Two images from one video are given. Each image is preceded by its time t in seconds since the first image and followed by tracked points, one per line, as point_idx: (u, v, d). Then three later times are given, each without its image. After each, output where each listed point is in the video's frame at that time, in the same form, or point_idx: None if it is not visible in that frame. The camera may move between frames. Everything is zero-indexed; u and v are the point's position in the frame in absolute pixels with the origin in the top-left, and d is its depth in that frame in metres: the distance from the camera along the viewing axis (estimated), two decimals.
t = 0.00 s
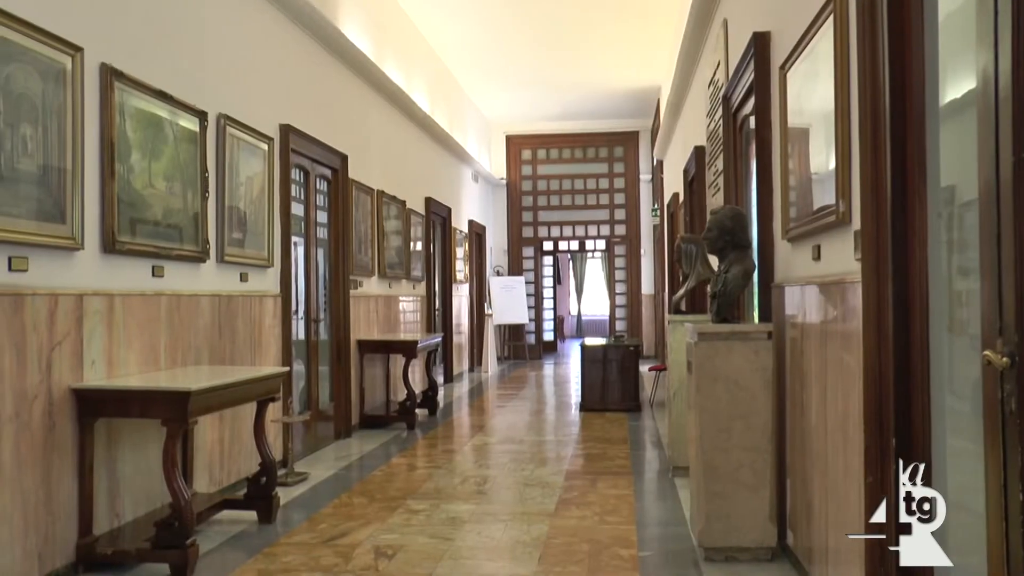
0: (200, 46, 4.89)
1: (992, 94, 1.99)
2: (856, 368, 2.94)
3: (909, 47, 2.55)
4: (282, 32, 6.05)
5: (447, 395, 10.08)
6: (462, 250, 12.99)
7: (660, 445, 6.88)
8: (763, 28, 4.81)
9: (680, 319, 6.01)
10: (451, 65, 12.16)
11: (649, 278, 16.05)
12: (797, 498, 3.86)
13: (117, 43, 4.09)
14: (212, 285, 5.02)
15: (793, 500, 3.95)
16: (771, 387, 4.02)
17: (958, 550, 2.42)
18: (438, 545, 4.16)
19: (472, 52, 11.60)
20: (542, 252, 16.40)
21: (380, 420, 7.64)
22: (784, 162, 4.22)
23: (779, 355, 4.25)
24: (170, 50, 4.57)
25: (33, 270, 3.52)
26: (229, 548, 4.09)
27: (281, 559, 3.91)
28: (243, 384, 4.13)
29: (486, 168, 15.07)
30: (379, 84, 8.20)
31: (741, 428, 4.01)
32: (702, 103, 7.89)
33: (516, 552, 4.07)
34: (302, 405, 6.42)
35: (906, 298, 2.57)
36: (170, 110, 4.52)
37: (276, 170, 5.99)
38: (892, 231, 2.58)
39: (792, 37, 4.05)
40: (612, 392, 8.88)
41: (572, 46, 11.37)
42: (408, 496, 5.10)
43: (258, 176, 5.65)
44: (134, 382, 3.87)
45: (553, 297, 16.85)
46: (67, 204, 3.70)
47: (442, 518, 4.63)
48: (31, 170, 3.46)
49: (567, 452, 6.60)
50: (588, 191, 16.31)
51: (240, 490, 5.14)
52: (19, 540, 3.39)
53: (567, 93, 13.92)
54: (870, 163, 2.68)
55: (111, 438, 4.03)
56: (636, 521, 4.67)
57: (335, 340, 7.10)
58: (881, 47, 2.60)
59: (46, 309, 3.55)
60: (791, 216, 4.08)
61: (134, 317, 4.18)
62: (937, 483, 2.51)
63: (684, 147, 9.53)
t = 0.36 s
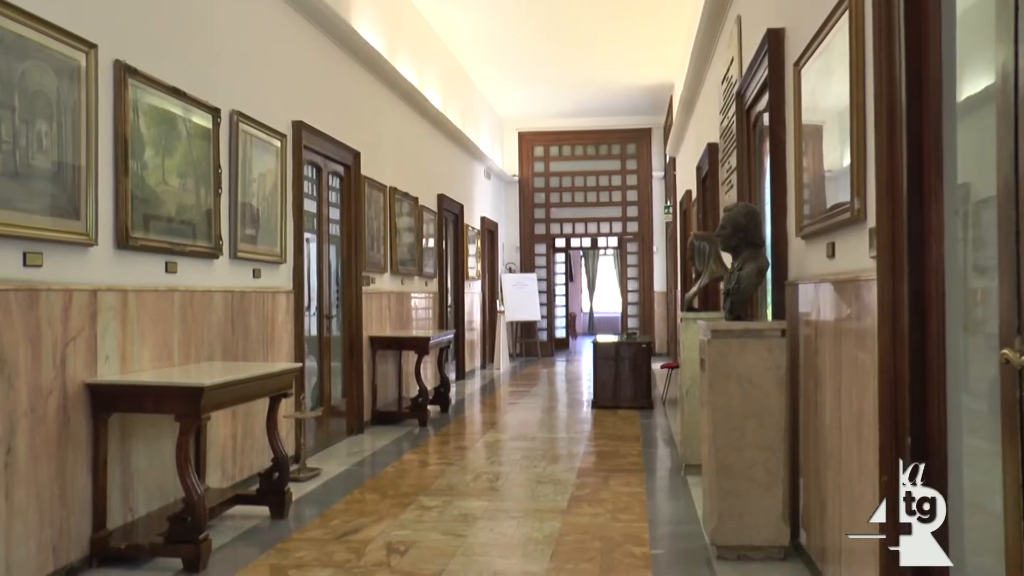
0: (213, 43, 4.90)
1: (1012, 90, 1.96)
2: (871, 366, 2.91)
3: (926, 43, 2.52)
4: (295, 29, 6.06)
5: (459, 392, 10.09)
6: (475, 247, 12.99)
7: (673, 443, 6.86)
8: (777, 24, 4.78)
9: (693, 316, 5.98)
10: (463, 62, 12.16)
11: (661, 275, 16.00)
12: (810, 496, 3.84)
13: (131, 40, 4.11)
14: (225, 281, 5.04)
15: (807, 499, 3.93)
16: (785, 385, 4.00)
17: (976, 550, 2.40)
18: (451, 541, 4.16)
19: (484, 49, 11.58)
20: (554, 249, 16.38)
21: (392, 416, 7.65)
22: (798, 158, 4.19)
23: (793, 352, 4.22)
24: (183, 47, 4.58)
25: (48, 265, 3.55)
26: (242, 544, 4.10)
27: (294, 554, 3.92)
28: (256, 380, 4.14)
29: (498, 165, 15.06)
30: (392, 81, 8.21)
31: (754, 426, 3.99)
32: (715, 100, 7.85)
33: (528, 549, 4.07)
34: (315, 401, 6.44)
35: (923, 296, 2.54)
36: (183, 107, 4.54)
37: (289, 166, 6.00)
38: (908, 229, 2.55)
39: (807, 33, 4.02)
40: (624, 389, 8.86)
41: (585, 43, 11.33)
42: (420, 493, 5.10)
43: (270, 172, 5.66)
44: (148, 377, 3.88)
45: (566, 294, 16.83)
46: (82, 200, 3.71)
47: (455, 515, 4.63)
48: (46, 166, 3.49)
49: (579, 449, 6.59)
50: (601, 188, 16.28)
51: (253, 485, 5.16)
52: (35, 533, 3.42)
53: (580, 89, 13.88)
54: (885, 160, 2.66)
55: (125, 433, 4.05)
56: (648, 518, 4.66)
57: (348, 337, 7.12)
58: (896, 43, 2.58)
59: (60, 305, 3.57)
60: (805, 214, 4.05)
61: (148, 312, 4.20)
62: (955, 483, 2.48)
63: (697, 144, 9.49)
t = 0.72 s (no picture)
0: (238, 44, 4.94)
1: None
2: (899, 364, 2.86)
3: (957, 34, 2.47)
4: (319, 29, 6.09)
5: (483, 390, 10.09)
6: (499, 245, 12.99)
7: (697, 442, 6.81)
8: (803, 19, 4.72)
9: (719, 314, 5.93)
10: (486, 60, 12.16)
11: (686, 273, 15.90)
12: (838, 496, 3.79)
13: (157, 41, 4.15)
14: (251, 279, 5.08)
15: (834, 498, 3.88)
16: (811, 383, 3.95)
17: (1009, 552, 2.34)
18: (475, 539, 4.16)
19: (507, 47, 11.57)
20: (578, 247, 16.34)
21: (417, 414, 7.67)
22: (824, 155, 4.13)
23: (819, 350, 4.17)
24: (209, 47, 4.62)
25: (76, 264, 3.59)
26: (268, 540, 4.13)
27: (319, 551, 3.94)
28: (281, 377, 4.17)
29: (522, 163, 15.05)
30: (416, 79, 8.22)
31: (780, 425, 3.95)
32: (740, 96, 7.76)
33: (553, 547, 4.06)
34: (340, 398, 6.47)
35: (953, 293, 2.49)
36: (208, 106, 4.57)
37: (314, 165, 6.03)
38: (938, 223, 2.50)
39: (833, 27, 3.96)
40: (649, 387, 8.81)
41: (608, 40, 11.28)
42: (445, 490, 5.11)
43: (295, 171, 5.70)
44: (174, 374, 3.92)
45: (590, 292, 16.79)
46: (109, 199, 3.76)
47: (480, 513, 4.63)
48: (73, 165, 3.53)
49: (603, 447, 6.56)
50: (625, 185, 16.20)
51: (278, 482, 5.19)
52: (63, 529, 3.47)
53: (603, 86, 13.82)
54: (913, 154, 2.61)
55: (151, 430, 4.09)
56: (673, 517, 4.63)
57: (372, 335, 7.15)
58: (926, 34, 2.53)
59: (88, 303, 3.62)
60: (832, 211, 4.00)
61: (174, 310, 4.24)
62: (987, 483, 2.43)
63: (722, 141, 9.40)
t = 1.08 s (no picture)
0: (267, 43, 4.97)
1: None
2: (933, 358, 2.81)
3: (994, 21, 2.41)
4: (346, 27, 6.10)
5: (512, 386, 10.10)
6: (527, 241, 12.98)
7: (727, 438, 6.75)
8: (833, 10, 4.65)
9: (748, 310, 5.88)
10: (512, 56, 12.14)
11: (714, 268, 15.78)
12: (870, 491, 3.73)
13: (187, 40, 4.19)
14: (280, 276, 5.12)
15: (867, 495, 3.82)
16: (842, 378, 3.89)
17: None
18: (505, 535, 4.16)
19: (533, 43, 11.54)
20: (606, 242, 16.28)
21: (445, 410, 7.69)
22: (856, 147, 4.07)
23: (850, 345, 4.11)
24: (238, 47, 4.66)
25: (108, 261, 3.64)
26: (297, 535, 4.16)
27: (349, 546, 3.96)
28: (310, 374, 4.19)
29: (549, 158, 15.02)
30: (442, 76, 8.23)
31: (811, 420, 3.90)
32: (769, 89, 7.67)
33: (582, 544, 4.04)
34: (369, 395, 6.50)
35: (989, 285, 2.43)
36: (237, 105, 4.61)
37: (342, 162, 6.06)
38: (973, 214, 2.45)
39: (864, 18, 3.89)
40: (677, 383, 8.75)
41: (634, 34, 11.20)
42: (474, 486, 5.12)
43: (323, 168, 5.73)
44: (204, 371, 3.95)
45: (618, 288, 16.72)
46: (139, 197, 3.80)
47: (508, 508, 4.63)
48: (104, 164, 3.58)
49: (632, 443, 6.53)
50: (652, 180, 16.11)
51: (308, 477, 5.23)
52: (96, 523, 3.53)
53: (630, 81, 13.74)
54: (947, 144, 2.56)
55: (182, 425, 4.14)
56: (702, 514, 4.59)
57: (401, 331, 7.17)
58: (961, 21, 2.48)
59: (120, 300, 3.67)
60: (863, 204, 3.93)
61: (204, 307, 4.29)
62: None
63: (750, 135, 9.31)
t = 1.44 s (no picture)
0: (293, 41, 4.99)
1: None
2: (966, 353, 2.76)
3: None
4: (372, 23, 6.11)
5: (539, 381, 10.08)
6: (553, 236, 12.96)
7: (754, 434, 6.69)
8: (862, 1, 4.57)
9: (776, 304, 5.82)
10: (538, 51, 12.09)
11: (741, 262, 15.66)
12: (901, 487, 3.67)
13: (214, 39, 4.22)
14: (307, 272, 5.15)
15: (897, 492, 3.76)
16: (872, 373, 3.84)
17: None
18: (533, 530, 4.15)
19: (558, 37, 11.49)
20: (632, 237, 16.20)
21: (472, 405, 7.69)
22: (885, 140, 4.00)
23: (880, 340, 4.05)
24: (265, 45, 4.69)
25: (138, 258, 3.68)
26: (325, 530, 4.18)
27: (377, 541, 3.98)
28: (338, 370, 4.21)
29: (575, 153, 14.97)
30: (468, 72, 8.23)
31: (840, 416, 3.86)
32: (796, 82, 7.57)
33: (610, 539, 4.03)
34: (396, 390, 6.52)
35: None
36: (263, 102, 4.63)
37: (369, 158, 6.08)
38: (1009, 207, 2.39)
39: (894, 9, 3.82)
40: (705, 378, 8.68)
41: (659, 28, 11.11)
42: (502, 482, 5.12)
43: (350, 165, 5.75)
44: (232, 366, 3.98)
45: (644, 283, 16.64)
46: (168, 195, 3.84)
47: (536, 504, 4.62)
48: (132, 162, 3.62)
49: (659, 439, 6.49)
50: (679, 175, 15.99)
51: (336, 472, 5.25)
52: (128, 517, 3.58)
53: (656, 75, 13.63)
54: (982, 134, 2.50)
55: (211, 421, 4.17)
56: (730, 510, 4.55)
57: (428, 327, 7.19)
58: (997, 10, 2.42)
59: (149, 296, 3.71)
60: (893, 198, 3.87)
61: (233, 303, 4.32)
62: None
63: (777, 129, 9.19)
